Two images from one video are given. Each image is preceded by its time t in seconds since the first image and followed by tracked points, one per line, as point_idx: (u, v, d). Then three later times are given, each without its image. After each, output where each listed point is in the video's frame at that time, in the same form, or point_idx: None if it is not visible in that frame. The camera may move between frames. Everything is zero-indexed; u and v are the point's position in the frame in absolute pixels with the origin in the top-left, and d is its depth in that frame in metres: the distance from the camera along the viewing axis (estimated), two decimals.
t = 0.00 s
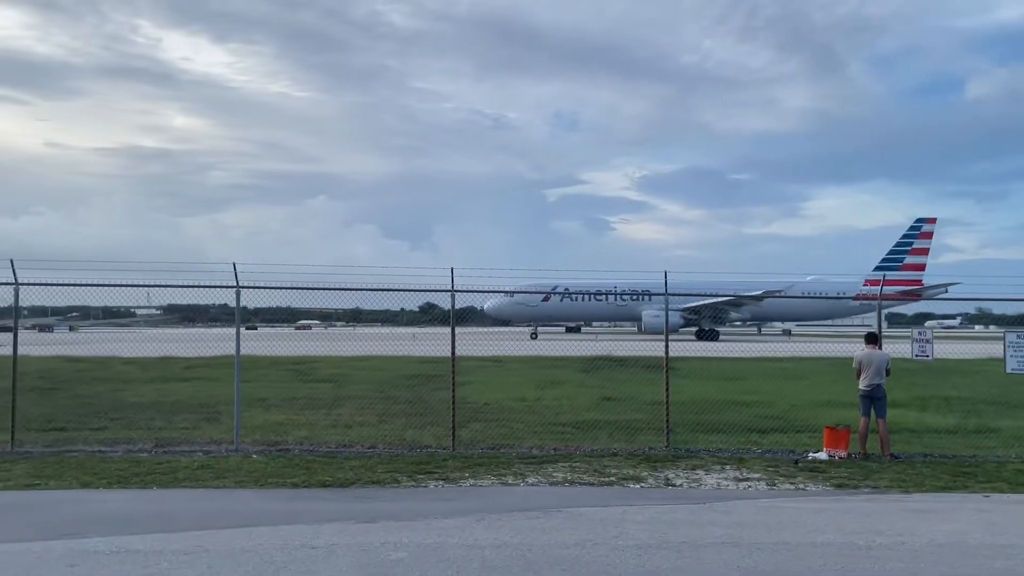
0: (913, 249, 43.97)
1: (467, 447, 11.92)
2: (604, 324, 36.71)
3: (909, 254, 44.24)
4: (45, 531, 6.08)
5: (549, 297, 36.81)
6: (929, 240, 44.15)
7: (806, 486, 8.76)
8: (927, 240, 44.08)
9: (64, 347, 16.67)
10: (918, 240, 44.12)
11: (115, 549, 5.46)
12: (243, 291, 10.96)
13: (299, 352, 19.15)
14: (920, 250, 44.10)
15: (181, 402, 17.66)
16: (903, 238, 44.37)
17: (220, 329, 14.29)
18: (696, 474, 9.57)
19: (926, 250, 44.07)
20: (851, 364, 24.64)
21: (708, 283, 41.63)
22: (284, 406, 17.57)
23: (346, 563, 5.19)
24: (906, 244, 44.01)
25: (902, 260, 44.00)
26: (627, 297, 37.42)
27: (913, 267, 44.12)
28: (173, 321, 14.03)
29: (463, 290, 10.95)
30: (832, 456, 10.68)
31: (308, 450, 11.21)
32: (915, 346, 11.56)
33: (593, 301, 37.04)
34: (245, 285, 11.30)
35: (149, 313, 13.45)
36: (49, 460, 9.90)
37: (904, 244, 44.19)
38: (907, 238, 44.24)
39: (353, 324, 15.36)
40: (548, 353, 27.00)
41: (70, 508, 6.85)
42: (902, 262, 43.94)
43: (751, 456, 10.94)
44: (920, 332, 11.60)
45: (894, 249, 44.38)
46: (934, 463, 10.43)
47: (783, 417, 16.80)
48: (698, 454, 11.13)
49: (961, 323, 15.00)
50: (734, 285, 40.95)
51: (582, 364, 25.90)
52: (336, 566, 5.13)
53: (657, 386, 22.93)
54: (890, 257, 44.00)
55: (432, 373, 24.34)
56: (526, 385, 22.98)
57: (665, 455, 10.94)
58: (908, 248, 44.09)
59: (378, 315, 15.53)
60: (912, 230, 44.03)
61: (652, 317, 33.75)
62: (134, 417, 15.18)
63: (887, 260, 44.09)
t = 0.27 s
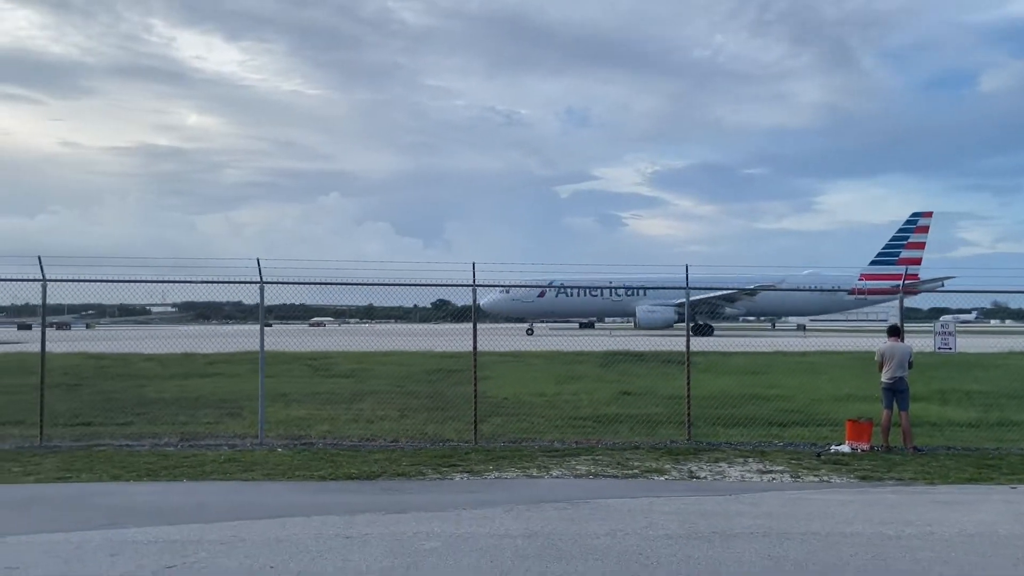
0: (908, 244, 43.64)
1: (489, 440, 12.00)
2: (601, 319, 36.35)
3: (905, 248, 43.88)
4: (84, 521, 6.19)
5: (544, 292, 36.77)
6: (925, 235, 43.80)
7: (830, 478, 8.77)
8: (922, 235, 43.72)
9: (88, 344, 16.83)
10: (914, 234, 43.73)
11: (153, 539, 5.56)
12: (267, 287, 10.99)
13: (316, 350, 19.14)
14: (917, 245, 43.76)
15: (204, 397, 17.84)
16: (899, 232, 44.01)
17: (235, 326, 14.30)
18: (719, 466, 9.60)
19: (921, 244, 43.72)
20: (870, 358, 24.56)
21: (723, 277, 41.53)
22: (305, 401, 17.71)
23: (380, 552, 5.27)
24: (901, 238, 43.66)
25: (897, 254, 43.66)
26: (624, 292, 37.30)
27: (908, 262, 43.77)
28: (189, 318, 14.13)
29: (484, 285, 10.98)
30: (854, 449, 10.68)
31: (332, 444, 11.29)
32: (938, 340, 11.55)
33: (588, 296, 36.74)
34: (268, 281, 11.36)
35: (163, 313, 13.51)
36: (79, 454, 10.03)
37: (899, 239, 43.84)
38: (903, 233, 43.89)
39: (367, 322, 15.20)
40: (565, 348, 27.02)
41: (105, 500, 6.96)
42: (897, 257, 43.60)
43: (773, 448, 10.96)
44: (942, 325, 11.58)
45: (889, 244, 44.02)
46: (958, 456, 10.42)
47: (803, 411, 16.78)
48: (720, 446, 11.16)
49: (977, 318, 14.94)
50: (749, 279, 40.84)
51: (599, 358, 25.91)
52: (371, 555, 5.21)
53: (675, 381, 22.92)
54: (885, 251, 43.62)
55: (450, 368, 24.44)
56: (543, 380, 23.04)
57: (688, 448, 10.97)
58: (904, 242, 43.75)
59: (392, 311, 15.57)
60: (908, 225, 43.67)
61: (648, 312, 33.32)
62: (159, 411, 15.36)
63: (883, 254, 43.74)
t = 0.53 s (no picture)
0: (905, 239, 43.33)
1: (508, 432, 12.10)
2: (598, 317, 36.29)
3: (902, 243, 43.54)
4: (119, 508, 6.34)
5: (539, 288, 36.78)
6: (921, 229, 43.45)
7: (851, 469, 8.81)
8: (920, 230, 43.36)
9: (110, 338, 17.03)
10: (911, 229, 43.37)
11: (188, 524, 5.70)
12: (289, 281, 11.07)
13: (333, 345, 19.30)
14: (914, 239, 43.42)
15: (225, 391, 18.03)
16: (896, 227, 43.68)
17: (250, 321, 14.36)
18: (739, 458, 9.65)
19: (918, 239, 43.40)
20: (887, 353, 24.50)
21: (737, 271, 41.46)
22: (324, 395, 17.89)
23: (409, 537, 5.38)
24: (898, 233, 43.33)
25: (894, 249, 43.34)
26: (619, 289, 37.31)
27: (905, 256, 43.44)
28: (205, 313, 14.22)
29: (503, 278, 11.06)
30: (874, 441, 10.69)
31: (354, 435, 11.41)
32: (958, 333, 11.54)
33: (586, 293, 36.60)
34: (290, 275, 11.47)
35: (178, 309, 13.61)
36: (106, 445, 10.19)
37: (896, 234, 43.49)
38: (900, 227, 43.54)
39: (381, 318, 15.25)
40: (581, 343, 27.07)
41: (137, 488, 7.10)
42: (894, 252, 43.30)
43: (792, 441, 11.00)
44: (962, 318, 11.58)
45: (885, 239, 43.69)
46: (979, 448, 10.42)
47: (821, 405, 16.78)
48: (739, 439, 11.20)
49: (994, 313, 14.91)
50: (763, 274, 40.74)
51: (615, 353, 25.94)
52: (400, 541, 5.32)
53: (692, 375, 22.95)
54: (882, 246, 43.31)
55: (467, 363, 24.55)
56: (560, 375, 23.12)
57: (707, 440, 11.02)
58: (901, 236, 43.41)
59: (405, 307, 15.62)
60: (905, 219, 43.31)
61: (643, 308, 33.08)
62: (182, 405, 15.56)
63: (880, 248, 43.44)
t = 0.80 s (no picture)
0: (903, 236, 42.99)
1: (527, 426, 12.17)
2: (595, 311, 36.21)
3: (899, 240, 43.26)
4: (149, 496, 6.46)
5: (538, 285, 36.83)
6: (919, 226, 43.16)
7: (870, 464, 8.82)
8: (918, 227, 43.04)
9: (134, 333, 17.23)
10: (909, 226, 43.06)
11: (216, 512, 5.80)
12: (310, 275, 11.14)
13: (351, 339, 19.45)
14: (912, 236, 43.08)
15: (245, 384, 18.21)
16: (894, 224, 43.39)
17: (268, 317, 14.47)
18: (758, 452, 9.68)
19: (916, 236, 43.11)
20: (906, 349, 24.41)
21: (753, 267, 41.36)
22: (343, 388, 18.04)
23: (434, 526, 5.45)
24: (897, 230, 43.06)
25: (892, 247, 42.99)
26: (616, 285, 37.33)
27: (903, 253, 43.16)
28: (224, 309, 14.35)
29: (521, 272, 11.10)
30: (893, 436, 10.67)
31: (374, 428, 11.51)
32: (978, 328, 11.50)
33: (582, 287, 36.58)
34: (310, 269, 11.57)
35: (196, 305, 13.72)
36: (131, 436, 10.34)
37: (894, 231, 43.21)
38: (898, 224, 43.26)
39: (399, 313, 15.34)
40: (598, 338, 27.11)
41: (165, 478, 7.22)
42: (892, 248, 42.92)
43: (811, 435, 11.01)
44: (982, 314, 11.55)
45: (884, 236, 43.39)
46: (999, 443, 10.39)
47: (839, 400, 16.75)
48: (757, 434, 11.22)
49: (1014, 310, 14.84)
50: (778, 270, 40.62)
51: (631, 349, 25.97)
52: (425, 529, 5.40)
53: (708, 371, 22.94)
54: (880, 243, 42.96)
55: (484, 358, 24.65)
56: (577, 370, 23.18)
57: (725, 435, 11.05)
58: (900, 234, 43.08)
59: (421, 303, 15.69)
60: (903, 216, 43.03)
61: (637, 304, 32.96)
62: (204, 397, 15.74)
63: (878, 245, 43.10)
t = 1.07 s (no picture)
0: (905, 232, 42.44)
1: (544, 420, 12.16)
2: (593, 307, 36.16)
3: (902, 237, 42.71)
4: (170, 486, 6.53)
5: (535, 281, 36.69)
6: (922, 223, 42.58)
7: (890, 461, 8.74)
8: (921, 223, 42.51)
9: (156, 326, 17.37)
10: (911, 223, 42.51)
11: (235, 502, 5.85)
12: (329, 269, 11.19)
13: (369, 333, 19.52)
14: (915, 232, 42.55)
15: (264, 377, 18.32)
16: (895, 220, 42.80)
17: (287, 311, 14.53)
18: (776, 448, 9.62)
19: (918, 232, 42.58)
20: (927, 347, 24.21)
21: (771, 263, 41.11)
22: (361, 382, 18.12)
23: (451, 518, 5.46)
24: (898, 226, 42.50)
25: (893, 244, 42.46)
26: (615, 280, 37.07)
27: (904, 250, 42.61)
28: (243, 303, 14.42)
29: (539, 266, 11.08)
30: (914, 434, 10.58)
31: (392, 421, 11.55)
32: (1002, 326, 11.37)
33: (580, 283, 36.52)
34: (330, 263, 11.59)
35: (216, 299, 13.80)
36: (152, 428, 10.43)
37: (896, 227, 42.62)
38: (900, 221, 42.69)
39: (416, 307, 15.36)
40: (615, 334, 27.05)
41: (185, 469, 7.27)
42: (893, 245, 42.40)
43: (831, 432, 10.93)
44: (1006, 311, 11.42)
45: (886, 232, 42.86)
46: (1022, 441, 10.28)
47: (859, 397, 16.63)
48: (776, 430, 11.16)
49: None
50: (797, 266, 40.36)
51: (649, 344, 25.89)
52: (442, 521, 5.41)
53: (727, 367, 22.84)
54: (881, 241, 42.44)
55: (501, 352, 24.66)
56: (595, 365, 23.15)
57: (743, 430, 11.00)
58: (902, 230, 42.54)
59: (437, 297, 15.71)
60: (905, 212, 42.46)
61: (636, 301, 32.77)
62: (224, 390, 15.86)
63: (880, 241, 42.59)
